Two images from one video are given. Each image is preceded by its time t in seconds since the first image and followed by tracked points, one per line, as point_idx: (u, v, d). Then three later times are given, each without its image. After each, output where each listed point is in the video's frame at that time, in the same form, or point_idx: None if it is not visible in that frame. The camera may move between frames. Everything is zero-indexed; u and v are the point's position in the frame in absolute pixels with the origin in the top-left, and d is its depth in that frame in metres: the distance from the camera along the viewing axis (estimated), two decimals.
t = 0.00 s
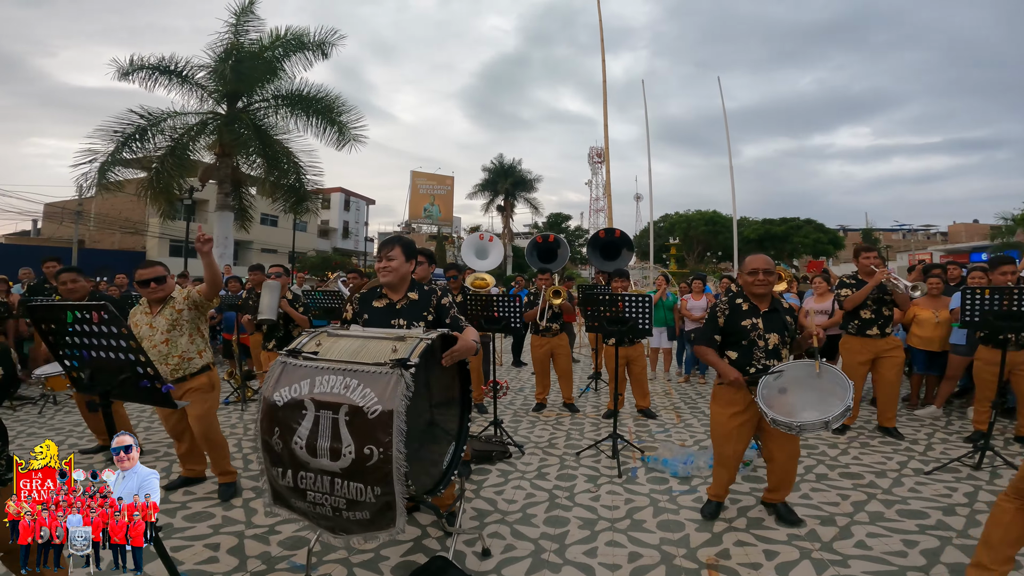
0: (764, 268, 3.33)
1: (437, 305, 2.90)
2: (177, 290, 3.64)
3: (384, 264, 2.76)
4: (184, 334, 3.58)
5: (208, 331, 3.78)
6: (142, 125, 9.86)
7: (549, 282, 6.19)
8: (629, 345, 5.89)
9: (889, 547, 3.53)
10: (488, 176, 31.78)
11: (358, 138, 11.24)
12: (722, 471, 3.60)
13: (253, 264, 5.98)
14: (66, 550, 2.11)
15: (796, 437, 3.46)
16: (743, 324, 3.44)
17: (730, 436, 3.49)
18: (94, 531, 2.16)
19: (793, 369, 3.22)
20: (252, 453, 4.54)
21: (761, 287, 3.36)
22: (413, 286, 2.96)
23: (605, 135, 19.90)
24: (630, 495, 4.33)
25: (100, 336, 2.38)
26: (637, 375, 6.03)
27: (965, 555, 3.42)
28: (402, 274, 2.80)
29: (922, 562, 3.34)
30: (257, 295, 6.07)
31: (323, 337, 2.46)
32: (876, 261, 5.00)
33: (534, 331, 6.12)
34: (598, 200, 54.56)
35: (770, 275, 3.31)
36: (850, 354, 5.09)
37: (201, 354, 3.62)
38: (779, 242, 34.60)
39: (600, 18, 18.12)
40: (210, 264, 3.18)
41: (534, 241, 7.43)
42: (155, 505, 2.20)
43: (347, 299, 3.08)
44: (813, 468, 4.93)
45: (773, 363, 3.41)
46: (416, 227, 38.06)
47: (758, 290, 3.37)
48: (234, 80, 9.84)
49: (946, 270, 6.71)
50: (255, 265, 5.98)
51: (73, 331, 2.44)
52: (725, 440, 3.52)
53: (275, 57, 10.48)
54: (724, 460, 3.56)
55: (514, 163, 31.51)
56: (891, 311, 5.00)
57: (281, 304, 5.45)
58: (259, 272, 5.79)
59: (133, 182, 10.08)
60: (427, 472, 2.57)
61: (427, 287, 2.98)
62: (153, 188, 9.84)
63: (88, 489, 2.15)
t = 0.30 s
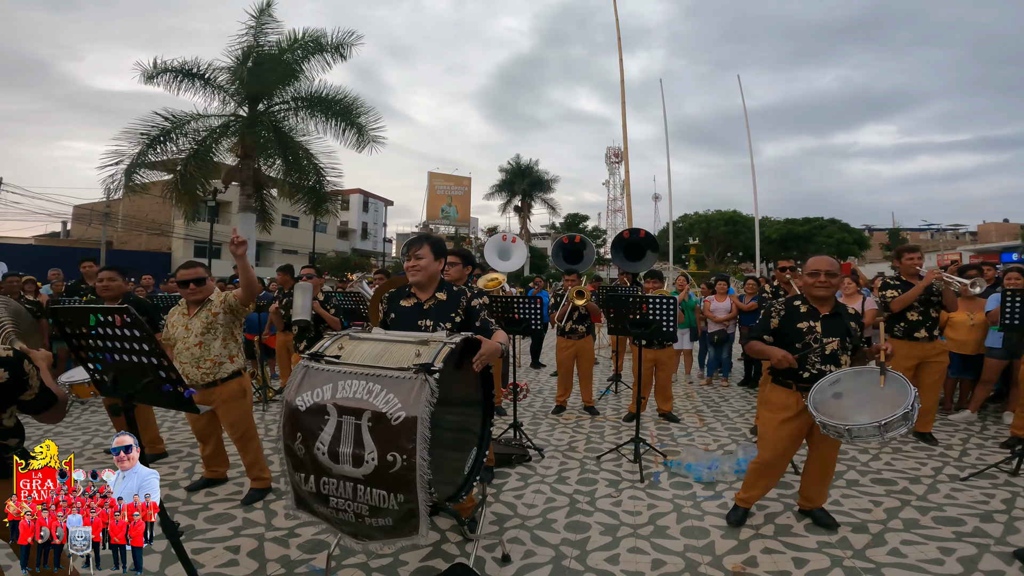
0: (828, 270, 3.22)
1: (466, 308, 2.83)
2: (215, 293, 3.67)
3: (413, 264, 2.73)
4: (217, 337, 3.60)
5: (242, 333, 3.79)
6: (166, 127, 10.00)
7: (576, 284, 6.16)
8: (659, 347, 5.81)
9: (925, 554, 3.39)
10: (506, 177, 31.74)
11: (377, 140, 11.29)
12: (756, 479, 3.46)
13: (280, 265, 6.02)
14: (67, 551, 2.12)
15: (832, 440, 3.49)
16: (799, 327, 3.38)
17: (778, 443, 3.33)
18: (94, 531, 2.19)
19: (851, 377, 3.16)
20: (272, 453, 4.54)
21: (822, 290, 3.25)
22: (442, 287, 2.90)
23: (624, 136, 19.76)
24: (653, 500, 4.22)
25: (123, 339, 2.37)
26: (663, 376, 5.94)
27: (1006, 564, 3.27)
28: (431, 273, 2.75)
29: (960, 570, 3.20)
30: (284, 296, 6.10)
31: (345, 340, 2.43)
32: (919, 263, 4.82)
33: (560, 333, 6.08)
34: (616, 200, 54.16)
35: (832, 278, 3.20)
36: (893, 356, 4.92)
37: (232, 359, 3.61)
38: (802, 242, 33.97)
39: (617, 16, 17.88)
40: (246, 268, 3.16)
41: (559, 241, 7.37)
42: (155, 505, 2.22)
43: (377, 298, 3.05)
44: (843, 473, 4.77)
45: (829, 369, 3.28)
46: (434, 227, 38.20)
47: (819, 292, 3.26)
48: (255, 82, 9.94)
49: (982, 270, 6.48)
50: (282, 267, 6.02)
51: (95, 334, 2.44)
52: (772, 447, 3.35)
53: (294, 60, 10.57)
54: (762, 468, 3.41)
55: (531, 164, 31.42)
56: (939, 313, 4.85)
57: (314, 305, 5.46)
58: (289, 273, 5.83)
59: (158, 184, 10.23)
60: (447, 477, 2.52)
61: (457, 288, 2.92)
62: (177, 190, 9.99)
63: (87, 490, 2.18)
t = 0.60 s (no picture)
0: (904, 269, 3.05)
1: (508, 311, 2.76)
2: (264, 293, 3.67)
3: (455, 266, 2.68)
4: (263, 338, 3.58)
5: (287, 334, 3.78)
6: (198, 130, 10.19)
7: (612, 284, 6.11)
8: (697, 349, 5.66)
9: (973, 562, 3.21)
10: (529, 177, 31.63)
11: (402, 140, 11.35)
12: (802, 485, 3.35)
13: (318, 266, 6.10)
14: (69, 551, 2.29)
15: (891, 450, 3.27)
16: (861, 325, 3.24)
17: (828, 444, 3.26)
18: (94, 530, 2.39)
19: (913, 382, 2.93)
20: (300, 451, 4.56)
21: (891, 288, 3.10)
22: (484, 289, 2.84)
23: (649, 134, 19.49)
24: (683, 505, 4.09)
25: (157, 339, 2.37)
26: (701, 377, 5.76)
27: None
28: (473, 276, 2.71)
29: None
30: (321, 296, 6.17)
31: (374, 341, 2.38)
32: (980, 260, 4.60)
33: (592, 334, 5.98)
34: (640, 199, 53.59)
35: (905, 276, 3.04)
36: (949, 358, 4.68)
37: (276, 361, 3.62)
38: (834, 241, 33.04)
39: (640, 12, 17.64)
40: (285, 268, 3.14)
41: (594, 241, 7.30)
42: (155, 505, 2.51)
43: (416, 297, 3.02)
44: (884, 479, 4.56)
45: (891, 372, 3.14)
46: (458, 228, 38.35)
47: (888, 291, 3.11)
48: (282, 85, 10.07)
49: None
50: (319, 267, 6.09)
51: (130, 333, 2.45)
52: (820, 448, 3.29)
53: (319, 62, 10.68)
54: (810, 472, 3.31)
55: (554, 164, 31.29)
56: (999, 313, 4.59)
57: (353, 307, 5.59)
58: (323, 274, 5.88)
59: (191, 186, 10.45)
60: (475, 480, 2.47)
61: (499, 290, 2.85)
62: (209, 192, 10.20)
63: (87, 490, 2.37)
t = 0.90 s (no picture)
0: (971, 274, 2.83)
1: (545, 313, 2.69)
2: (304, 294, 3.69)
3: (493, 264, 2.63)
4: (297, 340, 3.59)
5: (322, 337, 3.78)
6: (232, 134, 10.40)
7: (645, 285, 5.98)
8: (734, 351, 5.47)
9: None
10: (554, 177, 31.46)
11: (429, 142, 11.39)
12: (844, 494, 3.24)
13: (351, 266, 6.15)
14: (67, 547, 2.52)
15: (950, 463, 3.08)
16: (915, 331, 3.05)
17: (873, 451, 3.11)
18: (96, 530, 2.60)
19: (967, 394, 2.79)
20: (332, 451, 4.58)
21: (954, 293, 2.89)
22: (521, 290, 2.77)
23: (678, 133, 19.19)
24: (719, 511, 3.92)
25: (197, 340, 2.38)
26: (738, 381, 5.59)
27: None
28: (510, 274, 2.65)
29: None
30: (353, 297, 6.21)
31: (410, 342, 2.35)
32: None
33: (625, 336, 5.87)
34: (668, 199, 52.88)
35: (971, 282, 2.83)
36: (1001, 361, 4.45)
37: (310, 364, 3.61)
38: (872, 241, 31.97)
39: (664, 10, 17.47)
40: (324, 271, 3.12)
41: (627, 241, 7.17)
42: (154, 505, 2.62)
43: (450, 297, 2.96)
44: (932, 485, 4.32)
45: (949, 380, 2.95)
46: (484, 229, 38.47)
47: (950, 296, 2.90)
48: (311, 88, 10.21)
49: None
50: (352, 268, 6.14)
51: (171, 333, 2.46)
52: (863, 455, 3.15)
53: (346, 65, 10.80)
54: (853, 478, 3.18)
55: (580, 164, 31.11)
56: None
57: (383, 308, 5.54)
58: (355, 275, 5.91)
59: (225, 189, 10.67)
60: (510, 484, 2.42)
61: (537, 291, 2.79)
62: (243, 196, 10.41)
63: (88, 489, 2.48)
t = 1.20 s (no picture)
0: (998, 271, 2.66)
1: (572, 313, 2.61)
2: (331, 295, 3.71)
3: (517, 265, 2.56)
4: (324, 340, 3.59)
5: (348, 338, 3.78)
6: (266, 139, 10.61)
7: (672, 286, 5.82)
8: (767, 354, 5.28)
9: None
10: (581, 178, 31.24)
11: (456, 143, 11.40)
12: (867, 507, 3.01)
13: (379, 269, 6.16)
14: (68, 546, 2.63)
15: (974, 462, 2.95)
16: (947, 334, 2.80)
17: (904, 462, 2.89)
18: (96, 530, 2.70)
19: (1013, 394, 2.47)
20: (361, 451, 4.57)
21: (982, 293, 2.70)
22: (547, 290, 2.69)
23: (708, 130, 18.82)
24: (756, 517, 3.59)
25: (234, 341, 2.36)
26: (772, 383, 5.38)
27: None
28: (535, 276, 2.58)
29: None
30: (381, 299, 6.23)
31: (443, 344, 2.30)
32: None
33: (653, 337, 5.73)
34: (698, 199, 51.99)
35: (998, 280, 2.65)
36: None
37: (337, 363, 3.61)
38: (913, 240, 30.75)
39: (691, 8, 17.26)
40: (348, 273, 3.12)
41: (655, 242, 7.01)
42: (154, 505, 2.73)
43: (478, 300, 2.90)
44: (986, 493, 4.04)
45: (985, 385, 2.71)
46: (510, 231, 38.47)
47: (977, 297, 2.71)
48: (340, 92, 10.34)
49: None
50: (380, 270, 6.15)
51: (209, 335, 2.46)
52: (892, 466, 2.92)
53: (374, 69, 10.91)
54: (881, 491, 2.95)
55: (607, 164, 30.85)
56: None
57: (404, 309, 5.48)
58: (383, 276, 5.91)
59: (260, 193, 10.88)
60: (539, 488, 2.32)
61: (562, 291, 2.70)
62: (277, 200, 10.61)
63: (88, 490, 2.63)
